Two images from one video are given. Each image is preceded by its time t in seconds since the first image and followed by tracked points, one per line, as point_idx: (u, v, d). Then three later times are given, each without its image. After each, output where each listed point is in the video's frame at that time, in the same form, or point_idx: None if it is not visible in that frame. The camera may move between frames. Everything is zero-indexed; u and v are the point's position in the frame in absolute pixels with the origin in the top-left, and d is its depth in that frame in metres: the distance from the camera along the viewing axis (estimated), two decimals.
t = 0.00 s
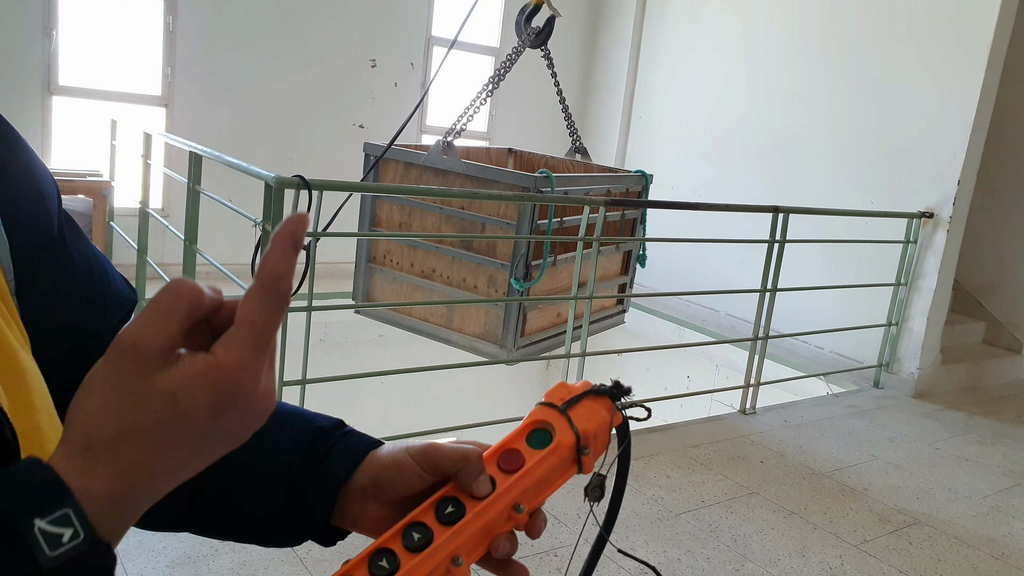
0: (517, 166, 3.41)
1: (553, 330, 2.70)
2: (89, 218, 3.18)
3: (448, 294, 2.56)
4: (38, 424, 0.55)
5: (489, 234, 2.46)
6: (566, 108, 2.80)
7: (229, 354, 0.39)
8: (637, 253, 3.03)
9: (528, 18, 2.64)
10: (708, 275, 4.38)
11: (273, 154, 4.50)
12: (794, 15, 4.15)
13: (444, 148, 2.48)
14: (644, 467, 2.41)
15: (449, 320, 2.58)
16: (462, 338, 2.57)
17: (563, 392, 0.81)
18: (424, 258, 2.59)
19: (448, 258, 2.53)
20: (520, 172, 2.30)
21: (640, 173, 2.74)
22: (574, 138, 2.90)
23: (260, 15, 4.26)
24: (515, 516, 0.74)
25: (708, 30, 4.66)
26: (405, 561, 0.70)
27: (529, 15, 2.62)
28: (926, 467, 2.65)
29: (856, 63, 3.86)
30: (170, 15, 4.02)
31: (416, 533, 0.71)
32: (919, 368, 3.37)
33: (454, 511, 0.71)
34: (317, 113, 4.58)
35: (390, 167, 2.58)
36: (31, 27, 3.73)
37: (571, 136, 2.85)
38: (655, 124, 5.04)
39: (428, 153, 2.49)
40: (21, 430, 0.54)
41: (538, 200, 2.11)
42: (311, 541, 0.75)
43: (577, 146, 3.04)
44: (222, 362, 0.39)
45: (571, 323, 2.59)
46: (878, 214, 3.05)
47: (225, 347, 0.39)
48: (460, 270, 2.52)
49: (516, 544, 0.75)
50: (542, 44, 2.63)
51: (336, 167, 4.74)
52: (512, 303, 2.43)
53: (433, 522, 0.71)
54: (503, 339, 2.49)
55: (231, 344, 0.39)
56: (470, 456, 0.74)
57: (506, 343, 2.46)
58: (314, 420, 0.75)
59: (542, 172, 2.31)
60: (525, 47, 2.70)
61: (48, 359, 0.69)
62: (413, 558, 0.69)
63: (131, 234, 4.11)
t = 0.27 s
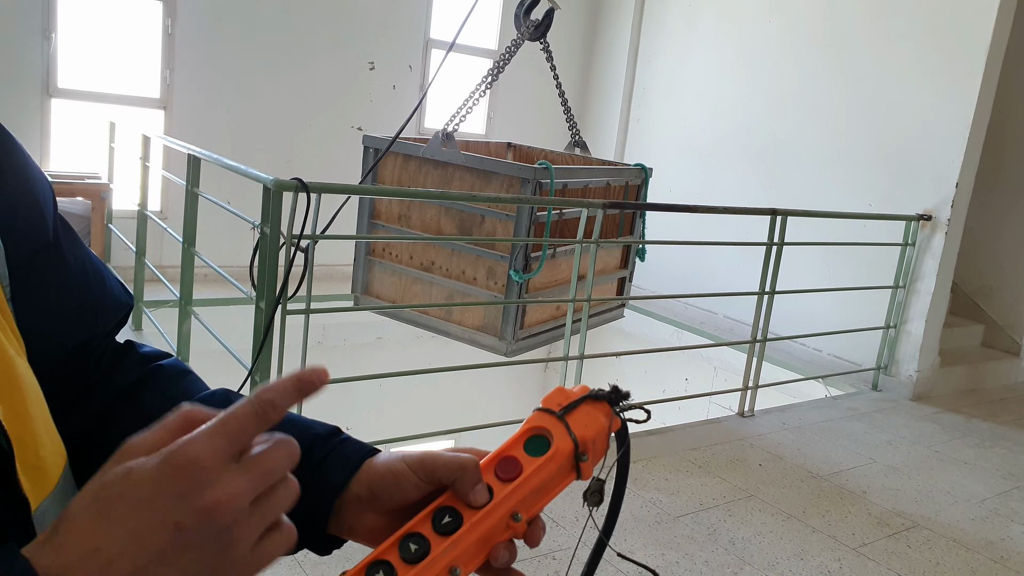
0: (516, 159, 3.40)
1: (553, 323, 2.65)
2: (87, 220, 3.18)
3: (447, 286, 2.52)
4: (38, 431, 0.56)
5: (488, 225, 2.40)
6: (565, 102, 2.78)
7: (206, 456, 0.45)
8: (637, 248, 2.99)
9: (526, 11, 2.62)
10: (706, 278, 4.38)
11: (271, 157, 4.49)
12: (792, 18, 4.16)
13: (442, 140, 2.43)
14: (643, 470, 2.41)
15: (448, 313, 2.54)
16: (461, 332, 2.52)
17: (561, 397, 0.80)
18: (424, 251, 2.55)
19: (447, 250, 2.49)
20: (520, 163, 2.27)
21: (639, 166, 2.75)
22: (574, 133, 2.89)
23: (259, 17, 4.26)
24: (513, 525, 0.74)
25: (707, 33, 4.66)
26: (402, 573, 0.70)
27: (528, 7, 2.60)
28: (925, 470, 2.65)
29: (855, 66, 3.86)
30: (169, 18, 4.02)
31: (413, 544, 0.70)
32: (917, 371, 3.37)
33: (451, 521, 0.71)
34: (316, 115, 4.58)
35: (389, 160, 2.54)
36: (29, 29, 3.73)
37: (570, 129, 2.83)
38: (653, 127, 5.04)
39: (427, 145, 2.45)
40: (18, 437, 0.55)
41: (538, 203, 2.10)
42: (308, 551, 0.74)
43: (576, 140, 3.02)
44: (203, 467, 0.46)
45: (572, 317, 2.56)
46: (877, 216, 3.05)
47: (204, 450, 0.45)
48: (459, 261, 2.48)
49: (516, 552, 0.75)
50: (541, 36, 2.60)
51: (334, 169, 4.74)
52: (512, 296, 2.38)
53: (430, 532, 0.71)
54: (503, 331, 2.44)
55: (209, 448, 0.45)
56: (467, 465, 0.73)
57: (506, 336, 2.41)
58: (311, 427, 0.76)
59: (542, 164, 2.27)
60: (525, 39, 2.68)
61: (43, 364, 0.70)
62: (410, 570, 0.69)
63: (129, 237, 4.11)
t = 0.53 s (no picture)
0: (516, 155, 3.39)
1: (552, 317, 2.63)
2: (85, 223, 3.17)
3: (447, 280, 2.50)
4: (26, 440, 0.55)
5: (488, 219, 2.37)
6: (565, 96, 2.76)
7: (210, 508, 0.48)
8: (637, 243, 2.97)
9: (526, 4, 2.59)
10: (704, 281, 4.38)
11: (270, 160, 4.49)
12: (790, 22, 4.17)
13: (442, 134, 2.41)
14: (641, 474, 2.41)
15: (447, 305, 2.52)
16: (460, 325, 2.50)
17: (558, 409, 0.80)
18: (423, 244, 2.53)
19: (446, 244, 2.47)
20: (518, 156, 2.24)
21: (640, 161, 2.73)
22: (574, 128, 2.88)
23: (258, 20, 4.26)
24: (508, 538, 0.74)
25: (705, 37, 4.67)
26: None
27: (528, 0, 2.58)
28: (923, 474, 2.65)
29: (853, 70, 3.86)
30: (167, 21, 4.02)
31: (406, 558, 0.70)
32: (915, 375, 3.37)
33: (445, 535, 0.71)
34: (315, 119, 4.58)
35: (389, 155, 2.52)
36: (28, 32, 3.73)
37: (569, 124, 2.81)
38: (652, 130, 5.05)
39: (426, 138, 2.42)
40: (7, 446, 0.54)
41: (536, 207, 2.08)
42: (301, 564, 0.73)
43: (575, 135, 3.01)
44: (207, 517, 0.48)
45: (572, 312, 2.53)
46: (875, 220, 3.06)
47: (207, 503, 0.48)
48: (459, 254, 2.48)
49: (511, 566, 0.75)
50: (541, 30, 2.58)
51: (333, 172, 4.74)
52: (511, 289, 2.36)
53: (425, 546, 0.71)
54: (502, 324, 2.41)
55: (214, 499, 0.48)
56: (462, 477, 0.73)
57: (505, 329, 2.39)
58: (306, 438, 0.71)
59: (541, 157, 2.24)
60: (525, 33, 2.66)
61: (38, 369, 0.71)
62: None
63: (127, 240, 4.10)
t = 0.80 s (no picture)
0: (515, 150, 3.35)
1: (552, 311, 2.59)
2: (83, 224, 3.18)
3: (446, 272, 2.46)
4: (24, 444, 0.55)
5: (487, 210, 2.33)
6: (565, 92, 2.74)
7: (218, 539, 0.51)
8: (637, 238, 2.93)
9: None
10: (703, 285, 4.39)
11: (268, 163, 4.49)
12: (789, 26, 4.17)
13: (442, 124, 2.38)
14: (639, 477, 2.41)
15: (446, 298, 2.48)
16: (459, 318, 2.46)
17: (551, 411, 0.80)
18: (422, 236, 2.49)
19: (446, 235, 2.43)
20: (518, 147, 2.22)
21: (639, 155, 2.66)
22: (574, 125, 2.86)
23: (257, 22, 4.26)
24: (502, 540, 0.74)
25: (704, 41, 4.68)
26: None
27: None
28: (921, 478, 2.65)
29: (851, 74, 3.87)
30: (167, 23, 4.02)
31: (401, 559, 0.70)
32: (913, 379, 3.38)
33: (440, 536, 0.71)
34: (313, 121, 4.58)
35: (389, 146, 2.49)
36: (27, 34, 3.73)
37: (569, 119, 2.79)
38: (651, 135, 5.05)
39: (426, 130, 2.40)
40: (7, 451, 0.54)
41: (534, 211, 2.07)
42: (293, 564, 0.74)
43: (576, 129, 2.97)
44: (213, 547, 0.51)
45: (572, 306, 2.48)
46: (873, 224, 3.06)
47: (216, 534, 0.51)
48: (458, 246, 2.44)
49: (504, 569, 0.75)
50: (541, 24, 2.56)
51: (332, 175, 4.73)
52: (511, 281, 2.33)
53: (418, 548, 0.71)
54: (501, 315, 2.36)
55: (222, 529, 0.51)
56: (456, 480, 0.74)
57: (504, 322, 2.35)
58: (299, 441, 0.73)
59: (541, 149, 2.23)
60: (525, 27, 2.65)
61: (34, 376, 0.69)
62: None
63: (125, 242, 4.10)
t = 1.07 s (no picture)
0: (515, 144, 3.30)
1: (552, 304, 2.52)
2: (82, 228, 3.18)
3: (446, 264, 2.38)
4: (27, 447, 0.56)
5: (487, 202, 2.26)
6: (565, 87, 2.68)
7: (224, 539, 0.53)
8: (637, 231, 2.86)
9: None
10: (702, 287, 4.39)
11: (267, 166, 4.50)
12: (786, 27, 4.18)
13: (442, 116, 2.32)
14: (639, 480, 2.40)
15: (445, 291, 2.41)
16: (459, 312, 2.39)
17: (541, 405, 0.80)
18: (421, 229, 2.41)
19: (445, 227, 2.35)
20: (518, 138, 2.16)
21: (639, 147, 2.60)
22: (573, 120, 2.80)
23: (256, 26, 4.27)
24: (495, 533, 0.74)
25: (701, 43, 4.69)
26: None
27: None
28: (922, 480, 2.65)
29: (848, 76, 3.88)
30: (166, 27, 4.02)
31: (395, 553, 0.71)
32: (913, 381, 3.37)
33: (433, 530, 0.71)
34: (312, 124, 4.59)
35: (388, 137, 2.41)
36: (27, 39, 3.74)
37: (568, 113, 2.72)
38: (649, 137, 5.05)
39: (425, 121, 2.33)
40: (8, 453, 0.54)
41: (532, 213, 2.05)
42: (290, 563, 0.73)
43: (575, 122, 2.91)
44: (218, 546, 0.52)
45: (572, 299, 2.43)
46: (872, 225, 3.06)
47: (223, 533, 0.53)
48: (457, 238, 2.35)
49: (497, 561, 0.75)
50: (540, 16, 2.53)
51: (331, 178, 4.74)
52: (510, 273, 2.27)
53: (412, 542, 0.71)
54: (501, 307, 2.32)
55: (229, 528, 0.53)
56: (449, 474, 0.73)
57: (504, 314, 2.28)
58: (293, 439, 0.73)
59: (541, 139, 2.17)
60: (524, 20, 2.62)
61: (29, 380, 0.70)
62: None
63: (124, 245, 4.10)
